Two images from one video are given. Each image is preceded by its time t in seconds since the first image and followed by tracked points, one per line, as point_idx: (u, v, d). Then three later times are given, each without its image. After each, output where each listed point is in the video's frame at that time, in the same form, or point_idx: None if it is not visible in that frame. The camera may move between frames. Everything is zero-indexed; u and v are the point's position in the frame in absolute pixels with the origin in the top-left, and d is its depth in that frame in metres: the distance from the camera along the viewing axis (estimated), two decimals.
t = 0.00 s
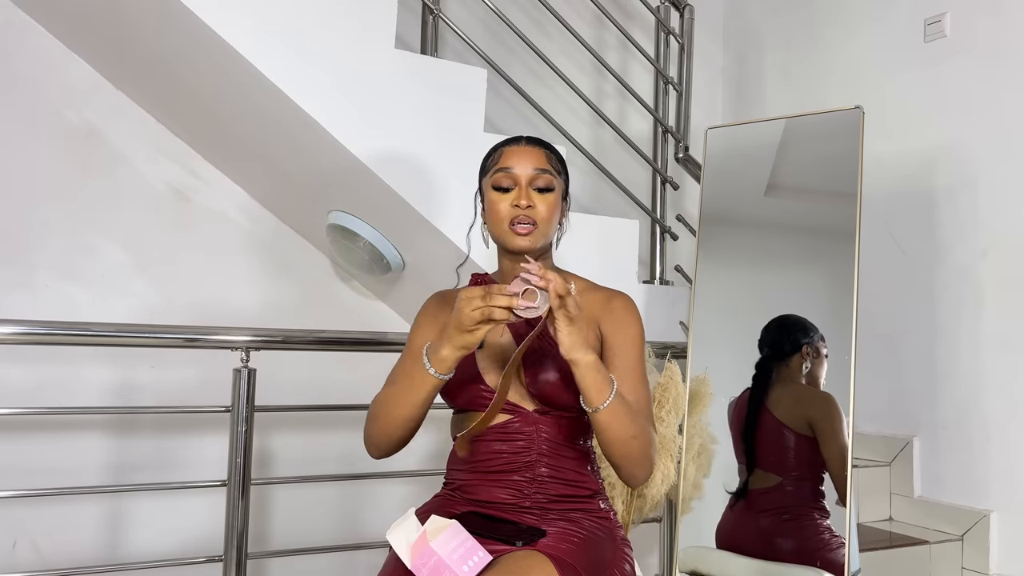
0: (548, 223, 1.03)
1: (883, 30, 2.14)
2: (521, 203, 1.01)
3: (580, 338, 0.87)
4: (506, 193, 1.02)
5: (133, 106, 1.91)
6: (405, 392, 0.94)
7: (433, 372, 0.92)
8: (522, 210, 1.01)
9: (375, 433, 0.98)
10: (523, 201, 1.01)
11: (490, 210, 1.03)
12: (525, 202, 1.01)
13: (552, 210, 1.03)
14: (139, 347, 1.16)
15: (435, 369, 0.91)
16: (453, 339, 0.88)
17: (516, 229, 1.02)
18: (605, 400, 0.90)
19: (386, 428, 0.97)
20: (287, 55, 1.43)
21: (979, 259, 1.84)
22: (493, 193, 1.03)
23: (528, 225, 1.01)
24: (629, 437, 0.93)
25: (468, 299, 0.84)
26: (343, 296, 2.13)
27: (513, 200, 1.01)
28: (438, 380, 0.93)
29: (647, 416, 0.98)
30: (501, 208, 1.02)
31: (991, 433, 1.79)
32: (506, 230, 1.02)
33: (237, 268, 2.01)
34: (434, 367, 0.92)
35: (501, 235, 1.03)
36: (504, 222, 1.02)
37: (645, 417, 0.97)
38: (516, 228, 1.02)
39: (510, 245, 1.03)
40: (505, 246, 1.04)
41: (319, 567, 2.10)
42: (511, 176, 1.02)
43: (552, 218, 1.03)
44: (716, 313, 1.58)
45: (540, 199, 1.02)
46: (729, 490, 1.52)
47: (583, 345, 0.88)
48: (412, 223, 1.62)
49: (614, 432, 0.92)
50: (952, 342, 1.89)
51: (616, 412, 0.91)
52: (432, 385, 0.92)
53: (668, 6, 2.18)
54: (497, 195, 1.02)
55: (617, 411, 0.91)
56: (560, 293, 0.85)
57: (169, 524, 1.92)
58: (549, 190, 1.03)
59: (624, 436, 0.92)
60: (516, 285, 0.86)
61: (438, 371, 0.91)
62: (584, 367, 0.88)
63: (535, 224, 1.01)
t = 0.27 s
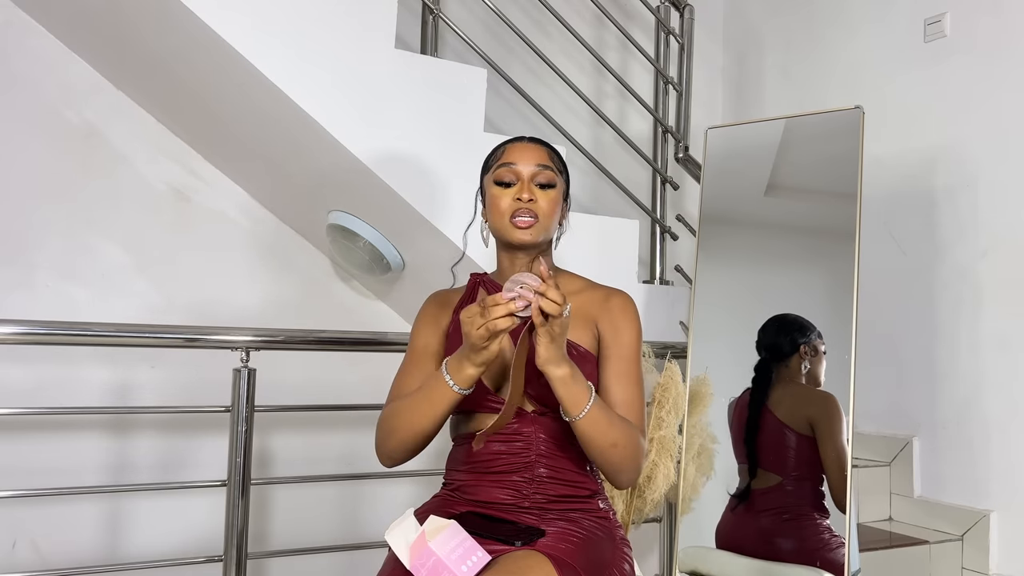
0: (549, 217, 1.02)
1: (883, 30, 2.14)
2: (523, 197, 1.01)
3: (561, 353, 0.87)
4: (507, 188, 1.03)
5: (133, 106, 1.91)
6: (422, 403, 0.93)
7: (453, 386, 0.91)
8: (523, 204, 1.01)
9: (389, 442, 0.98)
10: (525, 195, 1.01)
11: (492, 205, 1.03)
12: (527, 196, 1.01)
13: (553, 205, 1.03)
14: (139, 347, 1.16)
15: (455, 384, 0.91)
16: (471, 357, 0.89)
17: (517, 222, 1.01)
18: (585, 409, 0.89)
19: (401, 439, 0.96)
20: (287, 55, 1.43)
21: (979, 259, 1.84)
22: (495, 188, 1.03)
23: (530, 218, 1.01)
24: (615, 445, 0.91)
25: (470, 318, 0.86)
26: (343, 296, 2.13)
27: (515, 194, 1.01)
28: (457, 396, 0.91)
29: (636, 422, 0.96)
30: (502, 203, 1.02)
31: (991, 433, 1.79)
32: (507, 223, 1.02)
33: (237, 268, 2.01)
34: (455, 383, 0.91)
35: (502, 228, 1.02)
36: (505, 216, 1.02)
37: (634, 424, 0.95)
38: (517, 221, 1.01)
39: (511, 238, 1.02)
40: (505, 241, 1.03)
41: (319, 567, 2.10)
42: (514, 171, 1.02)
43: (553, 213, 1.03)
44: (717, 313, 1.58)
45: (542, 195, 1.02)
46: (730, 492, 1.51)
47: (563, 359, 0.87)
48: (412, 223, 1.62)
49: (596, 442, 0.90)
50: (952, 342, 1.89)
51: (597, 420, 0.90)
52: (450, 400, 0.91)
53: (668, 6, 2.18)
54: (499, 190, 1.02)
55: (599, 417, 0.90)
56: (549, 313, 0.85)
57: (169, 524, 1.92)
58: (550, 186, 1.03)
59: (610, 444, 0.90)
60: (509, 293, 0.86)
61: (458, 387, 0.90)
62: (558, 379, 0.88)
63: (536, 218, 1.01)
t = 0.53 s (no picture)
0: (534, 220, 1.02)
1: (883, 30, 2.14)
2: (506, 202, 1.01)
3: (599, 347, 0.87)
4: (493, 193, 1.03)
5: (133, 106, 1.91)
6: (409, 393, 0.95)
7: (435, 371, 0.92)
8: (506, 209, 1.01)
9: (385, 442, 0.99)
10: (507, 200, 1.01)
11: (479, 210, 1.04)
12: (510, 200, 1.01)
13: (540, 207, 1.02)
14: (139, 347, 1.16)
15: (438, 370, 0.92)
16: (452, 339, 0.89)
17: (500, 228, 1.02)
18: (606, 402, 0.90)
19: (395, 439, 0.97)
20: (287, 56, 1.43)
21: (979, 259, 1.84)
22: (482, 193, 1.04)
23: (513, 223, 1.01)
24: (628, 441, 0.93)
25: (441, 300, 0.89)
26: (343, 296, 2.13)
27: (499, 199, 1.02)
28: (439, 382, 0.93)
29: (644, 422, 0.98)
30: (488, 208, 1.03)
31: (992, 433, 1.79)
32: (493, 229, 1.02)
33: (237, 268, 2.01)
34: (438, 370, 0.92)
35: (490, 234, 1.03)
36: (490, 221, 1.03)
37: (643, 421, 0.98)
38: (501, 226, 1.02)
39: (497, 244, 1.03)
40: (494, 246, 1.04)
41: (319, 567, 2.09)
42: (498, 175, 1.03)
43: (540, 215, 1.03)
44: (717, 313, 1.58)
45: (526, 198, 1.02)
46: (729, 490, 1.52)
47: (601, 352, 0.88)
48: (412, 223, 1.62)
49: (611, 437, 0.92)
50: (952, 342, 1.89)
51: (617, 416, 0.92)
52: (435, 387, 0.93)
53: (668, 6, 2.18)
54: (485, 196, 1.03)
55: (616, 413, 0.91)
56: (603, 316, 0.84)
57: (169, 524, 1.92)
58: (535, 188, 1.02)
59: (625, 441, 0.93)
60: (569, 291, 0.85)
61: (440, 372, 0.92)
62: (589, 370, 0.88)
63: (518, 222, 1.01)
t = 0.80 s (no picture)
0: (546, 225, 1.03)
1: (883, 30, 2.14)
2: (519, 207, 1.02)
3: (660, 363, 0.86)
4: (503, 196, 1.03)
5: (132, 106, 1.91)
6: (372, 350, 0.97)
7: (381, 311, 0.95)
8: (520, 214, 1.02)
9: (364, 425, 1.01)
10: (521, 205, 1.02)
11: (489, 213, 1.04)
12: (524, 205, 1.02)
13: (550, 212, 1.03)
14: (139, 347, 1.16)
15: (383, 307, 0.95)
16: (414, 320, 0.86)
17: (514, 232, 1.02)
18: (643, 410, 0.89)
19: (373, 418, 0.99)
20: (287, 56, 1.43)
21: (979, 259, 1.84)
22: (490, 194, 1.04)
23: (527, 227, 1.02)
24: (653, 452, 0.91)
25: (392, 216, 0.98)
26: (343, 296, 2.13)
27: (512, 203, 1.02)
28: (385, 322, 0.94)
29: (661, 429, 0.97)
30: (498, 211, 1.03)
31: (991, 433, 1.79)
32: (503, 232, 1.03)
33: (237, 268, 2.01)
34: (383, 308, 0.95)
35: (499, 237, 1.03)
36: (502, 224, 1.03)
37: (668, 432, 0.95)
38: (514, 230, 1.02)
39: (508, 247, 1.03)
40: (502, 249, 1.04)
41: (319, 567, 2.09)
42: (509, 178, 1.03)
43: (550, 219, 1.04)
44: (717, 313, 1.58)
45: (539, 202, 1.03)
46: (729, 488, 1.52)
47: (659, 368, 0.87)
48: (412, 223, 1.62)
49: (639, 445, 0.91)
50: (952, 342, 1.89)
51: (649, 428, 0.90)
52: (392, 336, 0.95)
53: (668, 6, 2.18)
54: (494, 198, 1.03)
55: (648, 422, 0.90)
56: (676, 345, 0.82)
57: (169, 524, 1.92)
58: (547, 191, 1.03)
59: (651, 452, 0.91)
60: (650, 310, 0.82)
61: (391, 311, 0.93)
62: (642, 380, 0.88)
63: (533, 228, 1.02)
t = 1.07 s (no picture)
0: (539, 225, 1.02)
1: (883, 30, 2.14)
2: (512, 207, 1.01)
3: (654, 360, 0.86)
4: (497, 195, 1.03)
5: (133, 106, 1.91)
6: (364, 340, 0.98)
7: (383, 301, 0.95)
8: (513, 214, 1.01)
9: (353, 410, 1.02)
10: (514, 205, 1.01)
11: (483, 212, 1.03)
12: (516, 205, 1.01)
13: (544, 212, 1.03)
14: (139, 347, 1.16)
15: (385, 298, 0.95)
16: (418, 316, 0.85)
17: (506, 232, 1.02)
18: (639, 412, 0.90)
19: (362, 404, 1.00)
20: (288, 56, 1.43)
21: (979, 259, 1.84)
22: (485, 194, 1.03)
23: (519, 227, 1.01)
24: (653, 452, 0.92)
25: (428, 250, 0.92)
26: (343, 296, 2.13)
27: (504, 203, 1.02)
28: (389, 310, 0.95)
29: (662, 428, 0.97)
30: (492, 210, 1.02)
31: (992, 434, 1.79)
32: (497, 232, 1.02)
33: (238, 268, 2.01)
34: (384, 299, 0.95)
35: (493, 237, 1.03)
36: (495, 224, 1.02)
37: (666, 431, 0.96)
38: (507, 230, 1.02)
39: (501, 247, 1.03)
40: (497, 249, 1.04)
41: (319, 567, 2.09)
42: (503, 178, 1.02)
43: (544, 219, 1.03)
44: (716, 313, 1.58)
45: (532, 202, 1.02)
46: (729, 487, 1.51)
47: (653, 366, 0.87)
48: (412, 223, 1.62)
49: (638, 445, 0.92)
50: (952, 342, 1.89)
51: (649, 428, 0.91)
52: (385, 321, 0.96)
53: (668, 6, 2.18)
54: (488, 197, 1.03)
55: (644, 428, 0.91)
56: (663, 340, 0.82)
57: (169, 524, 1.92)
58: (542, 192, 1.03)
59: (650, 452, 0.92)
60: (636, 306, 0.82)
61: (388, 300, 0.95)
62: (637, 379, 0.88)
63: (525, 228, 1.01)
